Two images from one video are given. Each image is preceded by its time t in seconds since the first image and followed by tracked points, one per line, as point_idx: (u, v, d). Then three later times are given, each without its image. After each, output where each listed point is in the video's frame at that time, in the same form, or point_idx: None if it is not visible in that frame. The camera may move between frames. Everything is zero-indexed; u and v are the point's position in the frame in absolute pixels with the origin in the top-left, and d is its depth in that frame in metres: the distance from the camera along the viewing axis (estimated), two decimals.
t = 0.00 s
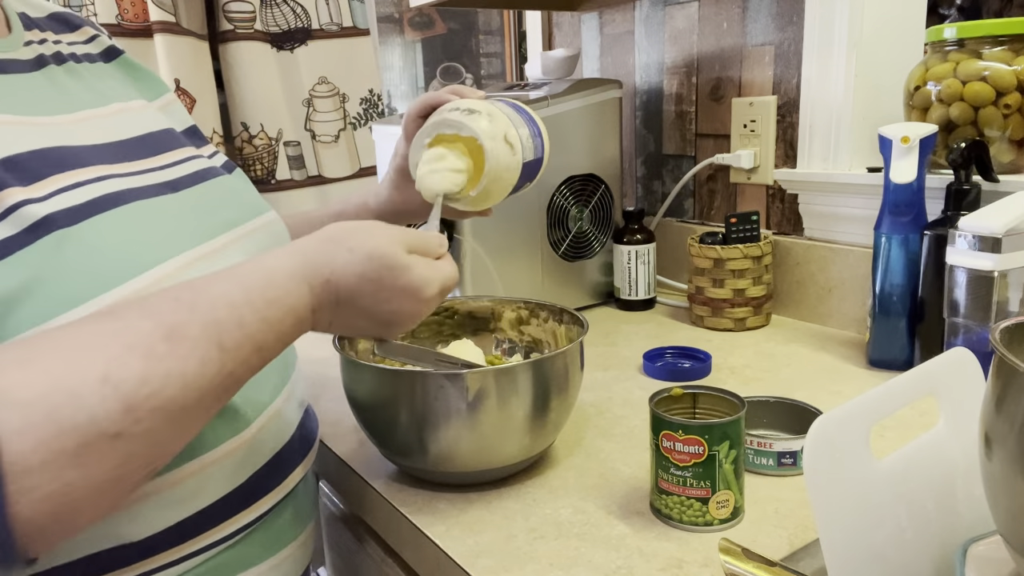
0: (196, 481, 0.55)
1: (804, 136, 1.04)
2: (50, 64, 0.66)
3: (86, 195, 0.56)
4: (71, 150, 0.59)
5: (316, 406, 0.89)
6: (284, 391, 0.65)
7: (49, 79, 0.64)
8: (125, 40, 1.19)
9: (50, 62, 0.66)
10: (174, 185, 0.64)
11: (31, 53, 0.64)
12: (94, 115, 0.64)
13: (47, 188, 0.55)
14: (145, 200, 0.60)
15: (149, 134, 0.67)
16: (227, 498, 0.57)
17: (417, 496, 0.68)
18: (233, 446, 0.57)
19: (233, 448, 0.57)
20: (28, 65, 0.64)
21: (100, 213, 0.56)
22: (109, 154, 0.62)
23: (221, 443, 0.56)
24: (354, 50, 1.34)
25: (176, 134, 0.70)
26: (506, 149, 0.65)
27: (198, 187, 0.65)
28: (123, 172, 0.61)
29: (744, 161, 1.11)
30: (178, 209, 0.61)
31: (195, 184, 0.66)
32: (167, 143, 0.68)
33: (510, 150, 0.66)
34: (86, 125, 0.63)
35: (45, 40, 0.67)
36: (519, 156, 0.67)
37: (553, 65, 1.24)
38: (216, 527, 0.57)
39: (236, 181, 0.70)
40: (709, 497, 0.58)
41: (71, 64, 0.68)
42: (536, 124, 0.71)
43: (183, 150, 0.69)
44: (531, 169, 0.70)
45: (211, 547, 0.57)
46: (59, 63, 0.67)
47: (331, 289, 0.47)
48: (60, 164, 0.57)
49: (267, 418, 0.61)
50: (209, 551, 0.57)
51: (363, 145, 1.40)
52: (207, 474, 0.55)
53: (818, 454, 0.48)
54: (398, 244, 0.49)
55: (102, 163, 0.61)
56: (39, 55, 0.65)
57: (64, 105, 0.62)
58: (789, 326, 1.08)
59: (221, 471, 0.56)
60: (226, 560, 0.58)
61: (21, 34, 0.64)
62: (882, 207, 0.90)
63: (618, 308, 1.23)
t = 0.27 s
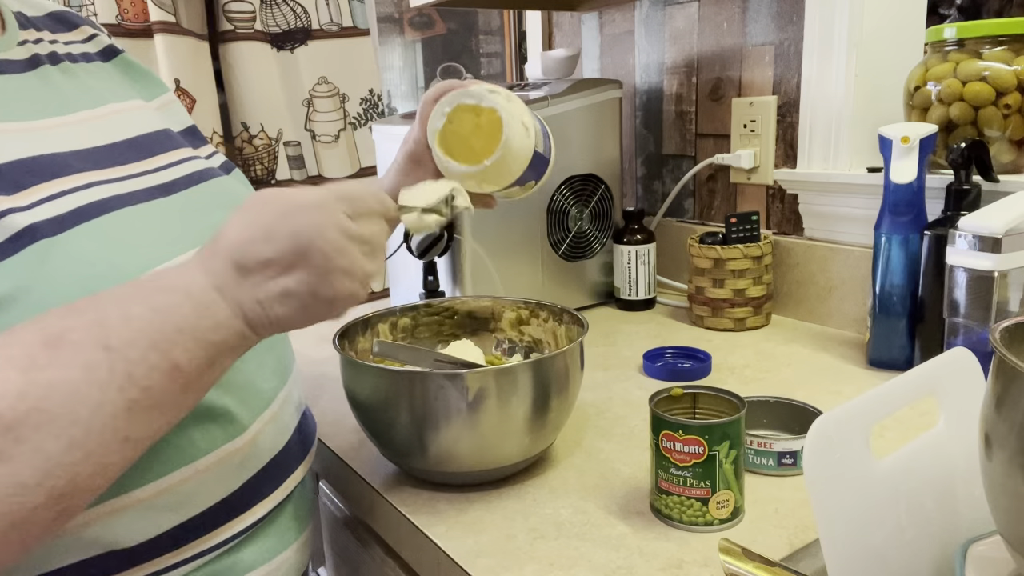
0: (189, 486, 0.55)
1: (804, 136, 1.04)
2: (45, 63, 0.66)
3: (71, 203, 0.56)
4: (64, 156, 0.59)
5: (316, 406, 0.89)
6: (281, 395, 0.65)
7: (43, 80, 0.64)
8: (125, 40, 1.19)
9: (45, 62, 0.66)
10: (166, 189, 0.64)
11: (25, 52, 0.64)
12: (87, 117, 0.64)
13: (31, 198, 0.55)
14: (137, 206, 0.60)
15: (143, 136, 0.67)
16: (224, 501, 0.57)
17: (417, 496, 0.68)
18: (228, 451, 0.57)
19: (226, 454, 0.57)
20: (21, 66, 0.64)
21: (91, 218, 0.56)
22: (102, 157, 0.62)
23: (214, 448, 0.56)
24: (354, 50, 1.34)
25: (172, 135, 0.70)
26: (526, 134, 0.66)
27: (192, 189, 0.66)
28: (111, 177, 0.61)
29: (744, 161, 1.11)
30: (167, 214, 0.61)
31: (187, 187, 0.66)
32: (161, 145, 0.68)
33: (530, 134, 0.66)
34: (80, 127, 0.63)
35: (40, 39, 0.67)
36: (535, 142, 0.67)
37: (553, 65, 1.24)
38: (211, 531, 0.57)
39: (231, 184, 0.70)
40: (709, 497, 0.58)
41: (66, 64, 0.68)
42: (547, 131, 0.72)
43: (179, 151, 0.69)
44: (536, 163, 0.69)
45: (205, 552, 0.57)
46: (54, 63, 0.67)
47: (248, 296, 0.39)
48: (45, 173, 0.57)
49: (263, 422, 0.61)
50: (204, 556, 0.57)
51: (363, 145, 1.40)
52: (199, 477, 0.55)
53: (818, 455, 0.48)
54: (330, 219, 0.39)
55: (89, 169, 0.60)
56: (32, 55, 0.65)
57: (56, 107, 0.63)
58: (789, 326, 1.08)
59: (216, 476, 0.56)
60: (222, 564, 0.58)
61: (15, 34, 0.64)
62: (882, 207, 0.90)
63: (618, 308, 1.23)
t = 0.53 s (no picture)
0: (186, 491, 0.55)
1: (804, 135, 1.04)
2: (41, 63, 0.65)
3: (64, 207, 0.56)
4: (57, 160, 0.59)
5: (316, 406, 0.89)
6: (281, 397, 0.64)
7: (40, 80, 0.64)
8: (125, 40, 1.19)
9: (41, 61, 0.66)
10: (163, 191, 0.64)
11: (21, 52, 0.64)
12: (84, 118, 0.64)
13: (24, 202, 0.54)
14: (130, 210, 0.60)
15: (141, 137, 0.67)
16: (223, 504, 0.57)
17: (417, 496, 0.68)
18: (227, 456, 0.57)
19: (226, 457, 0.57)
20: (16, 66, 0.64)
21: (83, 223, 0.56)
22: (97, 160, 0.62)
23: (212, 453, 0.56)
24: (354, 50, 1.34)
25: (170, 135, 0.70)
26: (515, 125, 0.65)
27: (188, 191, 0.65)
28: (107, 182, 0.61)
29: (744, 161, 1.11)
30: (162, 217, 0.61)
31: (186, 188, 0.65)
32: (158, 146, 0.68)
33: (521, 129, 0.66)
34: (76, 130, 0.63)
35: (37, 38, 0.67)
36: (528, 143, 0.66)
37: (553, 65, 1.24)
38: (210, 535, 0.57)
39: (231, 184, 0.70)
40: (709, 497, 0.58)
41: (63, 63, 0.67)
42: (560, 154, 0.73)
43: (176, 151, 0.68)
44: (540, 172, 0.69)
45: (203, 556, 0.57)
46: (50, 62, 0.66)
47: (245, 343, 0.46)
48: (40, 177, 0.57)
49: (262, 425, 0.61)
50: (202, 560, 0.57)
51: (363, 145, 1.40)
52: (198, 481, 0.55)
53: (818, 455, 0.48)
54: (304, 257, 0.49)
55: (85, 173, 0.60)
56: (29, 55, 0.65)
57: (52, 108, 0.63)
58: (789, 326, 1.08)
59: (214, 480, 0.56)
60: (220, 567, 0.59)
61: (11, 33, 0.64)
62: (882, 207, 0.90)
63: (618, 308, 1.23)
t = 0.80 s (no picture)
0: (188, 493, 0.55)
1: (804, 135, 1.04)
2: (47, 61, 0.65)
3: (67, 203, 0.56)
4: (63, 155, 0.59)
5: (316, 406, 0.89)
6: (281, 398, 0.65)
7: (45, 78, 0.64)
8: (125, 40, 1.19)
9: (47, 59, 0.66)
10: (166, 189, 0.64)
11: (27, 50, 0.64)
12: (89, 116, 0.64)
13: (27, 197, 0.54)
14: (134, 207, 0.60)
15: (147, 134, 0.67)
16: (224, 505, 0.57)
17: (417, 496, 0.68)
18: (227, 458, 0.57)
19: (227, 457, 0.57)
20: (23, 64, 0.64)
21: (86, 219, 0.56)
22: (104, 158, 0.62)
23: (213, 455, 0.56)
24: (354, 50, 1.34)
25: (176, 133, 0.70)
26: (509, 129, 0.64)
27: (193, 190, 0.65)
28: (109, 178, 0.61)
29: (744, 161, 1.11)
30: (164, 215, 0.61)
31: (189, 187, 0.65)
32: (165, 143, 0.68)
33: (516, 136, 0.65)
34: (83, 127, 0.63)
35: (42, 35, 0.67)
36: (522, 150, 0.65)
37: (553, 65, 1.24)
38: (211, 537, 0.57)
39: (235, 183, 0.70)
40: (709, 497, 0.58)
41: (69, 60, 0.67)
42: (569, 176, 0.72)
43: (182, 149, 0.69)
44: (538, 190, 0.68)
45: (205, 559, 0.57)
46: (56, 60, 0.66)
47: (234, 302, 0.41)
48: (43, 173, 0.57)
49: (263, 427, 0.61)
50: (205, 562, 0.57)
51: (363, 145, 1.40)
52: (199, 483, 0.55)
53: (818, 455, 0.48)
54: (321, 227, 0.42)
55: (88, 169, 0.60)
56: (35, 52, 0.65)
57: (57, 106, 0.62)
58: (788, 326, 1.08)
59: (215, 482, 0.57)
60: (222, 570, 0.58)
61: (16, 31, 0.64)
62: (882, 207, 0.90)
63: (618, 308, 1.23)
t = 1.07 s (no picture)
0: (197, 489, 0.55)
1: (804, 135, 1.04)
2: (49, 63, 0.65)
3: (80, 203, 0.56)
4: (75, 156, 0.60)
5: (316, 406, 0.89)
6: (288, 398, 0.65)
7: (48, 81, 0.64)
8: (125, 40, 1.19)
9: (49, 60, 0.65)
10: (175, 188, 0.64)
11: (30, 51, 0.64)
12: (94, 117, 0.64)
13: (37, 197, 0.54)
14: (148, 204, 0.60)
15: (156, 133, 0.67)
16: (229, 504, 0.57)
17: (416, 496, 0.68)
18: (235, 454, 0.57)
19: (231, 457, 0.57)
20: (26, 65, 0.63)
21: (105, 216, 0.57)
22: (115, 157, 0.63)
23: (221, 451, 0.56)
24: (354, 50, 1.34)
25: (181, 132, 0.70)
26: (493, 129, 0.63)
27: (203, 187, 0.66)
28: (121, 180, 0.61)
29: (744, 161, 1.11)
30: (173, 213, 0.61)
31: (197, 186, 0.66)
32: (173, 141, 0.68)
33: (500, 135, 0.64)
34: (90, 128, 0.63)
35: (43, 36, 0.66)
36: (506, 151, 0.64)
37: (553, 65, 1.24)
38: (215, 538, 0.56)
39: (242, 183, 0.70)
40: (709, 497, 0.58)
41: (71, 61, 0.67)
42: (563, 180, 0.71)
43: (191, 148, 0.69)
44: (529, 194, 0.67)
45: (215, 556, 0.57)
46: (57, 60, 0.66)
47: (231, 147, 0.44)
48: (53, 173, 0.57)
49: (269, 424, 0.61)
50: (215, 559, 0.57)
51: (363, 145, 1.40)
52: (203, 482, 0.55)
53: (818, 455, 0.48)
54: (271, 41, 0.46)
55: (98, 170, 0.60)
56: (37, 54, 0.64)
57: (61, 107, 0.62)
58: (788, 326, 1.08)
59: (223, 479, 0.56)
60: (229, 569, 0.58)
61: (18, 33, 0.63)
62: (882, 207, 0.90)
63: (618, 308, 1.23)
